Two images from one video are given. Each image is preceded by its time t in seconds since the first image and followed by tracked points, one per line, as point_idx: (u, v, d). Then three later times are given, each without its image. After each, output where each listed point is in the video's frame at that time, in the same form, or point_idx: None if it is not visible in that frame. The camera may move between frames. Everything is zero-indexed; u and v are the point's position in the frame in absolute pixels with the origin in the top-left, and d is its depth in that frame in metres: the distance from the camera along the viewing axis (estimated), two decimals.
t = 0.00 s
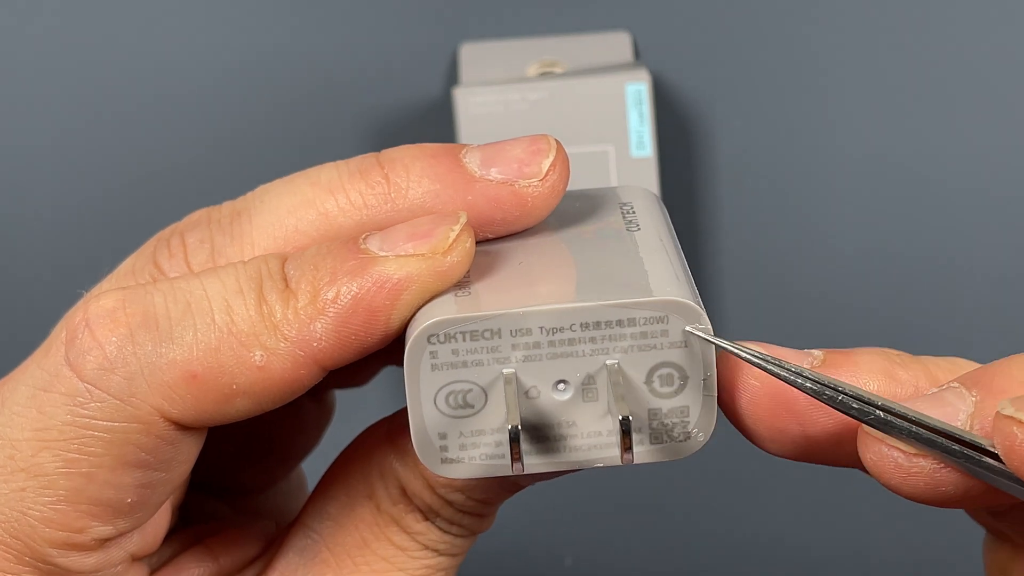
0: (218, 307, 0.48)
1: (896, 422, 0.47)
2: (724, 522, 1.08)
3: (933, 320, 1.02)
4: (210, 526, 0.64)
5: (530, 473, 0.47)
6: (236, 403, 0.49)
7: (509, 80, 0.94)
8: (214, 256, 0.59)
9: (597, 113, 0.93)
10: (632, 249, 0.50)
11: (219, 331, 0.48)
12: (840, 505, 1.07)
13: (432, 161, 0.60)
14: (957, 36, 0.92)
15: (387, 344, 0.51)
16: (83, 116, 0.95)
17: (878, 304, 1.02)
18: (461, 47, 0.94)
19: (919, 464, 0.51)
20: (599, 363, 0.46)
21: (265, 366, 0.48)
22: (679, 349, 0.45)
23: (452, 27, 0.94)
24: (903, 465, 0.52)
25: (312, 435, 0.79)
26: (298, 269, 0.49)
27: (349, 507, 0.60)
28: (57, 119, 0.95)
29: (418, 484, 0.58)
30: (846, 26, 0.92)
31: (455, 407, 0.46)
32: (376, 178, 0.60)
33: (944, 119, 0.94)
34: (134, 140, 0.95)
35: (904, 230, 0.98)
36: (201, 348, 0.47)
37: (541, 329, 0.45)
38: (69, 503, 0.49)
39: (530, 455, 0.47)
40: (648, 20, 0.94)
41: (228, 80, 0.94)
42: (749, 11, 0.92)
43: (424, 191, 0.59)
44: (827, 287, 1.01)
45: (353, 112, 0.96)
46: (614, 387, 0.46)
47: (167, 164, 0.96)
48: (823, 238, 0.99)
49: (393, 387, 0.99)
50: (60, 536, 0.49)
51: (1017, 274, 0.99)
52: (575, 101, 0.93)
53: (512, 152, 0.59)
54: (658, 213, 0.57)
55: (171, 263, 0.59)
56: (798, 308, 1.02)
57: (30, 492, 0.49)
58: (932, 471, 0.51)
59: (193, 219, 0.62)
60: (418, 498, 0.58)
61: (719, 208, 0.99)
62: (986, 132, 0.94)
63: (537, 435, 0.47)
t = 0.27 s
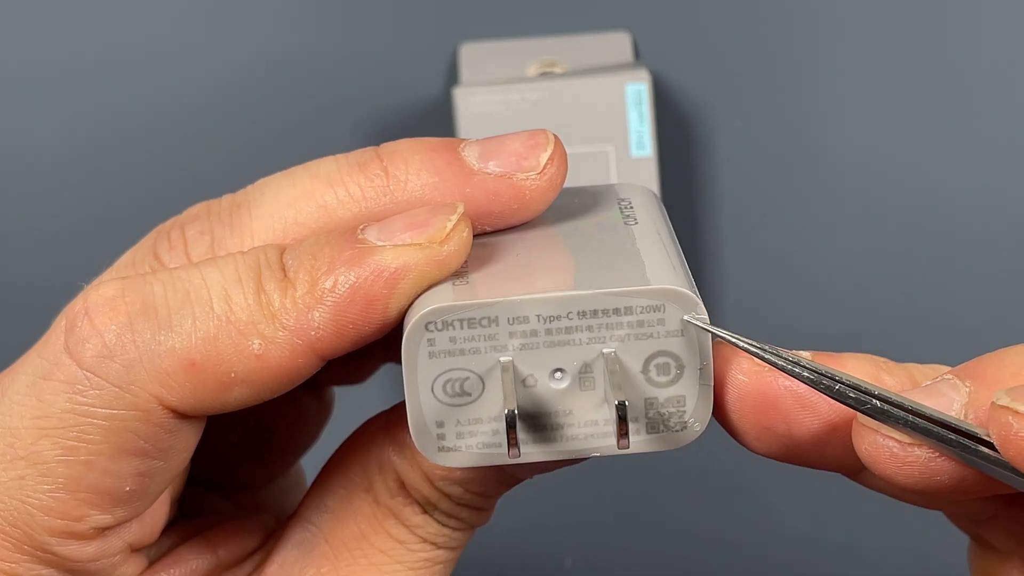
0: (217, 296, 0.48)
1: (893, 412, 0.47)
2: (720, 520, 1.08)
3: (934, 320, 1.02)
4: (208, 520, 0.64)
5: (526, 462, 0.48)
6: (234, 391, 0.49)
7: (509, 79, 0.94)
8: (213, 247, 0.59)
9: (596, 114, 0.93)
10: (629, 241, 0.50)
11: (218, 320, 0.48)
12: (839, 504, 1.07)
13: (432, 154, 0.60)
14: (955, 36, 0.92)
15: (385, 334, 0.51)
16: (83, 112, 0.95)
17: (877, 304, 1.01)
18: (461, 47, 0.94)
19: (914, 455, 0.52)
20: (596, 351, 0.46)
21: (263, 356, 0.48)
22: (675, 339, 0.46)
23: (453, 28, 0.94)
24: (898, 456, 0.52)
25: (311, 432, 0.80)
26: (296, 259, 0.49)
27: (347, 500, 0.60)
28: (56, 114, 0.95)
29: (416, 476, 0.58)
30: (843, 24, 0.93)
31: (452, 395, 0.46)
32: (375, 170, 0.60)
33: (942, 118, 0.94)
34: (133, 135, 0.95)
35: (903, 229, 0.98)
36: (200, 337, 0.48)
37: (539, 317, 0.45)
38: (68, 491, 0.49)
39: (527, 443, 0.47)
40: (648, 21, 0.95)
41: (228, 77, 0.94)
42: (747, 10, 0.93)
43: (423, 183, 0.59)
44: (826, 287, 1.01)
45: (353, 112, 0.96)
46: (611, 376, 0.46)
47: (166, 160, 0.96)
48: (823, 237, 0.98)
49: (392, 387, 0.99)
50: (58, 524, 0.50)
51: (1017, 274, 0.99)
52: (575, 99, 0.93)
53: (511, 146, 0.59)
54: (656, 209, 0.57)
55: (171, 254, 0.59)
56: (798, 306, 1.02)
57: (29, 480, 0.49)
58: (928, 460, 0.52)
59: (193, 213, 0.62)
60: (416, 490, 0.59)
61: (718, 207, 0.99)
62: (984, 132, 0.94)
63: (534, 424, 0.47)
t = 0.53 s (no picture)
0: (224, 292, 0.48)
1: (897, 405, 0.48)
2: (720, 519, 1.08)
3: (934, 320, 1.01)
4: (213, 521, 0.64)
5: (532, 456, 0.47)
6: (241, 387, 0.49)
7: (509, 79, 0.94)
8: (220, 246, 0.59)
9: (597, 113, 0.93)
10: (636, 239, 0.51)
11: (225, 317, 0.48)
12: (839, 504, 1.07)
13: (437, 154, 0.60)
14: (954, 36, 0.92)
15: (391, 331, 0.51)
16: (84, 112, 0.95)
17: (877, 305, 1.01)
18: (461, 47, 0.94)
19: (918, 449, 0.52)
20: (602, 345, 0.46)
21: (270, 352, 0.48)
22: (680, 332, 0.46)
23: (453, 29, 0.95)
24: (901, 450, 0.52)
25: (316, 431, 0.80)
26: (302, 256, 0.49)
27: (352, 500, 0.60)
28: (57, 114, 0.95)
29: (421, 475, 0.58)
30: (842, 25, 0.93)
31: (458, 389, 0.46)
32: (382, 169, 0.60)
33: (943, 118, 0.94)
34: (133, 136, 0.95)
35: (904, 230, 0.98)
36: (207, 333, 0.48)
37: (545, 311, 0.45)
38: (75, 487, 0.49)
39: (534, 437, 0.47)
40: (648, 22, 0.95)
41: (228, 77, 0.94)
42: (746, 12, 0.93)
43: (430, 183, 0.59)
44: (828, 288, 1.00)
45: (353, 113, 0.96)
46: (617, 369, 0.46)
47: (166, 160, 0.96)
48: (824, 237, 0.98)
49: (394, 388, 0.99)
50: (65, 520, 0.49)
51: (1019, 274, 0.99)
52: (576, 99, 0.93)
53: (518, 146, 0.59)
54: (660, 210, 0.58)
55: (178, 253, 0.59)
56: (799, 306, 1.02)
57: (37, 476, 0.49)
58: (932, 453, 0.52)
59: (199, 211, 0.62)
60: (422, 490, 0.58)
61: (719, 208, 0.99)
62: (985, 132, 0.95)
63: (540, 418, 0.47)
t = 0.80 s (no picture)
0: (214, 224, 0.46)
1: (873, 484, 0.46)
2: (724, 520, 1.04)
3: (935, 310, 1.00)
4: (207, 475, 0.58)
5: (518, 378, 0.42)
6: (230, 315, 0.46)
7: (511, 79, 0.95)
8: (209, 181, 0.60)
9: (597, 110, 0.93)
10: (617, 170, 0.47)
11: (213, 246, 0.45)
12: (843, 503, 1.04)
13: (419, 101, 0.61)
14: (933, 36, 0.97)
15: (375, 261, 0.48)
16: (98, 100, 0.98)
17: (879, 292, 1.00)
18: (461, 47, 0.97)
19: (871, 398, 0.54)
20: (579, 260, 0.40)
21: (258, 280, 0.46)
22: (658, 245, 0.40)
23: (455, 31, 0.98)
24: (857, 391, 0.54)
25: (311, 411, 0.79)
26: (289, 192, 0.47)
27: (342, 449, 0.52)
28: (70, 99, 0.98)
29: (414, 420, 0.51)
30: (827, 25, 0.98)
31: (440, 307, 0.41)
32: (367, 113, 0.61)
33: (930, 112, 0.98)
34: (145, 121, 0.98)
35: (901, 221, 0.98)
36: (197, 261, 0.45)
37: (522, 224, 0.40)
38: (67, 414, 0.45)
39: (515, 355, 0.41)
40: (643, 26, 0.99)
41: (240, 68, 0.98)
42: (736, 11, 0.98)
43: (412, 126, 0.60)
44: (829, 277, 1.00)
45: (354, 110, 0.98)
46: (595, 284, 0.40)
47: (172, 146, 0.98)
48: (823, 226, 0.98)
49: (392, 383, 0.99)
50: (57, 447, 0.45)
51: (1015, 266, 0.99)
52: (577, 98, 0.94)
53: (497, 95, 0.60)
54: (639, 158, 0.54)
55: (168, 192, 0.60)
56: (802, 292, 1.00)
57: (30, 403, 0.45)
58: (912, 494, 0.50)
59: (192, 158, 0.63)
60: (415, 436, 0.51)
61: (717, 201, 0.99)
62: (971, 127, 0.98)
63: (522, 338, 0.41)
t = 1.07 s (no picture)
0: (216, 244, 0.43)
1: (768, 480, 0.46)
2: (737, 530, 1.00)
3: (932, 304, 1.01)
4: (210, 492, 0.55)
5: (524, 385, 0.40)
6: (233, 337, 0.43)
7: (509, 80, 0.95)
8: (210, 199, 0.58)
9: (598, 112, 0.93)
10: (629, 184, 0.46)
11: (216, 267, 0.42)
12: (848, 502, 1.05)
13: (422, 118, 0.60)
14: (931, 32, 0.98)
15: (381, 276, 0.45)
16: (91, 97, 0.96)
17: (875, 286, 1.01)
18: (462, 46, 0.96)
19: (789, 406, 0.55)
20: (588, 265, 0.39)
21: (261, 300, 0.42)
22: (668, 250, 0.39)
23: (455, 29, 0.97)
24: (777, 397, 0.55)
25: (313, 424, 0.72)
26: (292, 208, 0.44)
27: (348, 468, 0.50)
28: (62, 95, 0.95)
29: (419, 439, 0.49)
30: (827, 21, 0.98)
31: (446, 314, 0.40)
32: (369, 129, 0.60)
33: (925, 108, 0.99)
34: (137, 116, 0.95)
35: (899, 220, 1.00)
36: (200, 283, 0.42)
37: (530, 230, 0.39)
38: (64, 436, 0.42)
39: (524, 363, 0.40)
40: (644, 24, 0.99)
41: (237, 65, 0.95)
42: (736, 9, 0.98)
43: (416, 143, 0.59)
44: (829, 276, 1.01)
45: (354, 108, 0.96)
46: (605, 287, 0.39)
47: (165, 143, 0.95)
48: (822, 226, 1.00)
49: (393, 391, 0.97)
50: (53, 470, 0.43)
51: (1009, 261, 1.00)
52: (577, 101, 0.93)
53: (500, 113, 0.59)
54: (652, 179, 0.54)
55: (169, 210, 0.58)
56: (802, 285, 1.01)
57: (28, 423, 0.42)
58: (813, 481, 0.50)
59: (193, 173, 0.61)
60: (420, 455, 0.49)
61: (719, 202, 1.00)
62: (966, 123, 0.99)
63: (529, 345, 0.40)
